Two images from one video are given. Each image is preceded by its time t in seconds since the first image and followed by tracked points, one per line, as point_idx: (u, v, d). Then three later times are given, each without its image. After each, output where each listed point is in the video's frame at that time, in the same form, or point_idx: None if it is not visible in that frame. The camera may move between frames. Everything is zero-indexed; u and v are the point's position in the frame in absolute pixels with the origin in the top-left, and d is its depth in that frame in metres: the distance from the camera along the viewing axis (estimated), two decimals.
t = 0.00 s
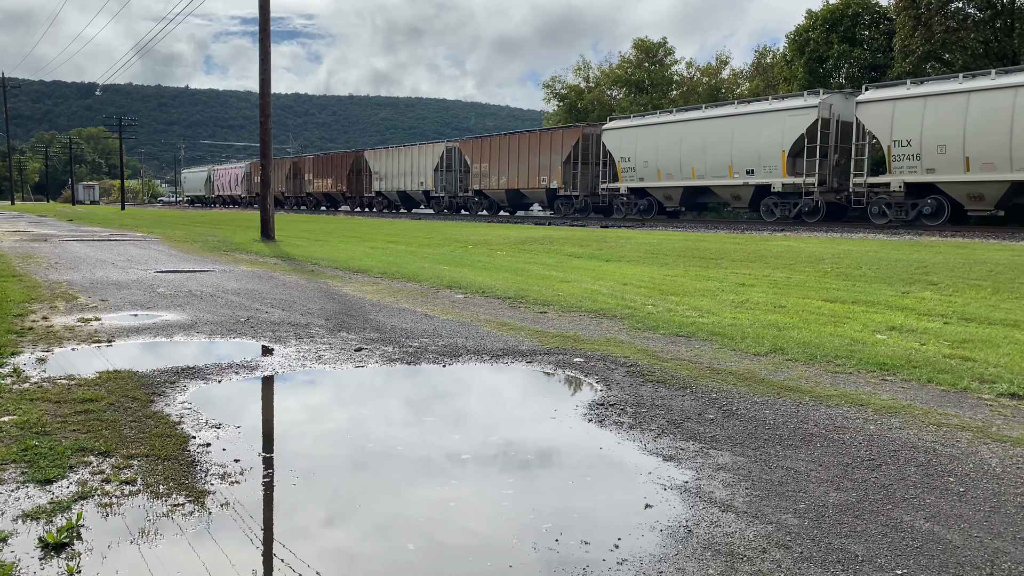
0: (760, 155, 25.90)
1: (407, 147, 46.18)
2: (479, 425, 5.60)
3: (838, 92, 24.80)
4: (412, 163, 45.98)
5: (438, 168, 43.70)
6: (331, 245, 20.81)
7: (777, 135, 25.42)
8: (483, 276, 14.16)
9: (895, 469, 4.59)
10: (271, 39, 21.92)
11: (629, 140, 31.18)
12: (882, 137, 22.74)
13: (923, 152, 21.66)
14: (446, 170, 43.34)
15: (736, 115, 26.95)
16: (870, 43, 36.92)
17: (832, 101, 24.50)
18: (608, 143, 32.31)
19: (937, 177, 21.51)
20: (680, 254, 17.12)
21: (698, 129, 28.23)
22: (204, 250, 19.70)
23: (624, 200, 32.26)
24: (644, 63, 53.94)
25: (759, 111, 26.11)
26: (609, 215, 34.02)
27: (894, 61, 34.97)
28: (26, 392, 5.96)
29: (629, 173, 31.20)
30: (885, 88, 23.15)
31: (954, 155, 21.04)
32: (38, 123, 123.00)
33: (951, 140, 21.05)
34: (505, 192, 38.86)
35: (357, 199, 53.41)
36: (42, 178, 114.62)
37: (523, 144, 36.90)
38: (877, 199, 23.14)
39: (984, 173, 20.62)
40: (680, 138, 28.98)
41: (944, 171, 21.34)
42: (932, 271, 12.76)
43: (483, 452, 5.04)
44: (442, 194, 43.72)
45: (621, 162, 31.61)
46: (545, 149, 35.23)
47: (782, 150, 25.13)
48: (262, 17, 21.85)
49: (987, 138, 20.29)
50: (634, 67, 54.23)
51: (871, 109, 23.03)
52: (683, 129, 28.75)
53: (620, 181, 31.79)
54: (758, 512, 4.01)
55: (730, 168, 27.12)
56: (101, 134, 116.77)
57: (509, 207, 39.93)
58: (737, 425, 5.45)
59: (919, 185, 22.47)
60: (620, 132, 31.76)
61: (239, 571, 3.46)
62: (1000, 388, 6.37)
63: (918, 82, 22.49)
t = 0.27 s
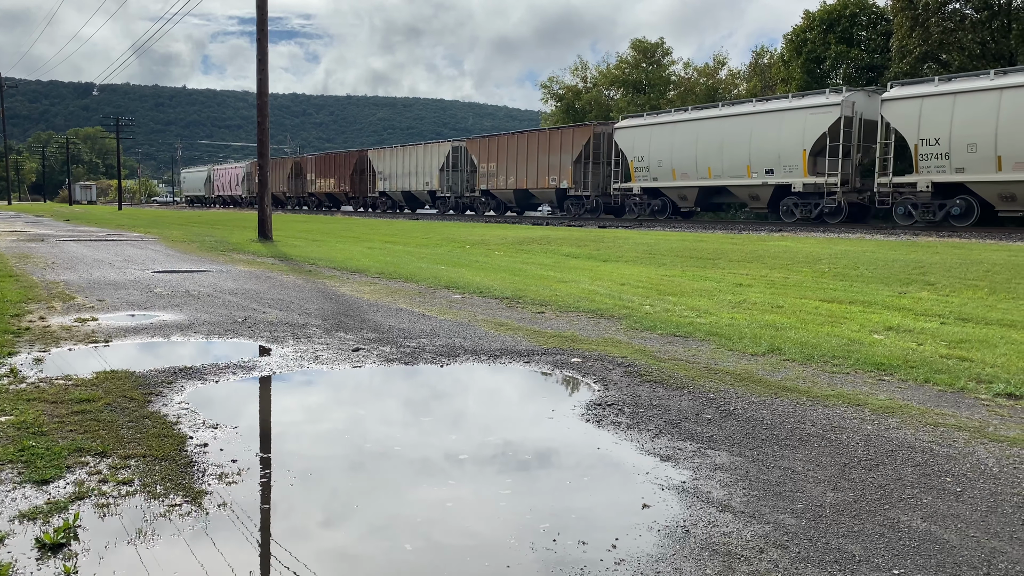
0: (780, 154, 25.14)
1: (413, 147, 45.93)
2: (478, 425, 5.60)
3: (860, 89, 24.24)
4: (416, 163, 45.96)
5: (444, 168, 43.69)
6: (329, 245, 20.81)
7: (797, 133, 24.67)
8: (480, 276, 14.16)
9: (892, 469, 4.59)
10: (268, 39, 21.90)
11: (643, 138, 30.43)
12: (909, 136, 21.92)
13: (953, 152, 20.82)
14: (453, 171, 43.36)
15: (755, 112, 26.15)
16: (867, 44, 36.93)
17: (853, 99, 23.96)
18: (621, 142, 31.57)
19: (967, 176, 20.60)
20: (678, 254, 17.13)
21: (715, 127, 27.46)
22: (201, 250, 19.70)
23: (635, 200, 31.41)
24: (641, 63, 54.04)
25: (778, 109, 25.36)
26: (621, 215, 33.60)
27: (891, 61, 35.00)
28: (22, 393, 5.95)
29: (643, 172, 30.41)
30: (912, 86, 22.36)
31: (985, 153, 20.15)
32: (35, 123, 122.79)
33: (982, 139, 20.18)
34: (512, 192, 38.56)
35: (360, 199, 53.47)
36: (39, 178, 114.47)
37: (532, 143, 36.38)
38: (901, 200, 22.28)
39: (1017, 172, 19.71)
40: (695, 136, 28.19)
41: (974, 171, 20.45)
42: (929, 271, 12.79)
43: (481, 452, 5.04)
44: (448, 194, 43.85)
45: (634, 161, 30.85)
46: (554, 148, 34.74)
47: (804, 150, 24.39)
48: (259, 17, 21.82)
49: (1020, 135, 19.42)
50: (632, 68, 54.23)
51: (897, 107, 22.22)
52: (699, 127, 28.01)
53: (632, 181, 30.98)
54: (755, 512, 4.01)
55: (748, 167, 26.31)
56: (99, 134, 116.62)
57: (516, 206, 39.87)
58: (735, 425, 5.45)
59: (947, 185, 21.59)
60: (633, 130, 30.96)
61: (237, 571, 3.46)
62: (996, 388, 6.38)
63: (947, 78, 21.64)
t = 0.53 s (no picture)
0: (800, 154, 24.54)
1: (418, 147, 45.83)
2: (476, 426, 5.60)
3: (884, 87, 23.54)
4: (421, 163, 45.88)
5: (450, 168, 43.54)
6: (326, 246, 20.81)
7: (818, 132, 24.02)
8: (476, 276, 14.18)
9: (888, 469, 4.60)
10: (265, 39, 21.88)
11: (656, 137, 29.89)
12: (937, 135, 21.34)
13: (982, 151, 20.23)
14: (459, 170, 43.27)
15: (774, 111, 25.52)
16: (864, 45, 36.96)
17: (878, 96, 23.22)
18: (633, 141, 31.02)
19: (998, 176, 20.01)
20: (674, 254, 17.14)
21: (732, 126, 26.84)
22: (198, 250, 19.70)
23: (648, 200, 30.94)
24: (638, 64, 53.83)
25: (798, 107, 24.70)
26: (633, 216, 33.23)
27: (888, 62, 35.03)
28: (18, 392, 5.94)
29: (656, 172, 29.90)
30: (940, 82, 21.71)
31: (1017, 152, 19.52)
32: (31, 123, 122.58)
33: (1014, 137, 19.56)
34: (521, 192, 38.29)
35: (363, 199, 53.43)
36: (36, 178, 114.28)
37: (541, 142, 36.15)
38: (928, 200, 21.64)
39: None
40: (711, 135, 27.65)
41: (1006, 171, 19.84)
42: (925, 271, 12.82)
43: (479, 452, 5.04)
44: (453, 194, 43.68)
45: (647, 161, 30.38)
46: (564, 148, 34.56)
47: (825, 149, 23.73)
48: (256, 17, 21.79)
49: None
50: (629, 68, 54.22)
51: (925, 104, 21.60)
52: (715, 126, 27.41)
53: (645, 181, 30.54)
54: (752, 513, 4.01)
55: (767, 167, 25.76)
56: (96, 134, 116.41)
57: (524, 207, 39.49)
58: (732, 425, 5.46)
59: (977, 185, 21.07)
60: (646, 128, 30.43)
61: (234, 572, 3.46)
62: (992, 388, 6.40)
63: (977, 76, 21.02)
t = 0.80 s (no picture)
0: (821, 153, 24.39)
1: (422, 146, 45.77)
2: (473, 426, 5.60)
3: (908, 84, 23.22)
4: (425, 163, 45.86)
5: (455, 168, 43.47)
6: (322, 246, 20.79)
7: (841, 131, 23.84)
8: (473, 276, 14.19)
9: (884, 468, 4.61)
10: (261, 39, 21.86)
11: (671, 136, 29.77)
12: (965, 133, 21.08)
13: (1015, 150, 20.02)
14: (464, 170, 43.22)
15: (793, 109, 25.38)
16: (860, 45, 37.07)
17: (902, 94, 22.90)
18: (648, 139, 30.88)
19: None
20: (671, 254, 17.16)
21: (750, 125, 26.71)
22: (194, 250, 19.67)
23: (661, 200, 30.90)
24: (635, 64, 53.90)
25: (819, 105, 24.53)
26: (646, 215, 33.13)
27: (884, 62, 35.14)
28: (12, 393, 5.93)
29: (670, 171, 29.80)
30: (967, 79, 21.43)
31: None
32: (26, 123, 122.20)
33: None
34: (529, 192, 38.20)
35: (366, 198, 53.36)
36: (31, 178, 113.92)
37: (550, 142, 36.11)
38: (955, 200, 21.36)
39: None
40: (728, 134, 27.52)
41: None
42: (921, 271, 12.87)
43: (477, 452, 5.04)
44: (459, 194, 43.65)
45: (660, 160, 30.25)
46: (574, 147, 34.49)
47: (848, 148, 23.54)
48: (253, 17, 21.77)
49: None
50: (625, 68, 54.30)
51: (953, 102, 21.33)
52: (733, 125, 27.29)
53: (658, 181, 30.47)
54: (748, 512, 4.02)
55: (786, 167, 25.64)
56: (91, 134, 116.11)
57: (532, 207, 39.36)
58: (728, 425, 5.47)
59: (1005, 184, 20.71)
60: (660, 127, 30.29)
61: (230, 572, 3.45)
62: (988, 388, 6.41)
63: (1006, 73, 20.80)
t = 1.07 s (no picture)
0: (841, 153, 24.33)
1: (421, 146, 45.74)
2: (470, 426, 5.60)
3: (933, 82, 23.00)
4: (429, 163, 45.80)
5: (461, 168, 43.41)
6: (318, 245, 20.77)
7: (864, 130, 23.79)
8: (468, 276, 14.19)
9: (877, 468, 4.62)
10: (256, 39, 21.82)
11: (687, 135, 29.75)
12: (995, 132, 21.04)
13: None
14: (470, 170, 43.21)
15: (813, 107, 25.33)
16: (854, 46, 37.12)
17: (927, 92, 22.70)
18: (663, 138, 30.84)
19: None
20: (666, 254, 17.17)
21: (771, 124, 26.68)
22: (189, 250, 19.64)
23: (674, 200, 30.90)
24: (630, 65, 53.97)
25: (840, 104, 24.45)
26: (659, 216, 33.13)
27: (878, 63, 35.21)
28: (6, 393, 5.91)
29: (684, 170, 29.81)
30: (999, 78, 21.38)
31: None
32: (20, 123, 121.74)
33: None
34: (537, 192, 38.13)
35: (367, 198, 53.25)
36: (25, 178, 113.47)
37: (559, 141, 36.03)
38: (985, 201, 21.43)
39: None
40: (745, 133, 27.50)
41: None
42: (915, 271, 12.91)
43: (473, 453, 5.04)
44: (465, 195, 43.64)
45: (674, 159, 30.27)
46: (584, 146, 34.46)
47: (871, 147, 23.46)
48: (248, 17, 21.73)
49: None
50: (621, 69, 54.36)
51: (983, 100, 21.30)
52: (752, 125, 27.27)
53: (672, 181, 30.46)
54: (742, 512, 4.03)
55: (806, 166, 25.60)
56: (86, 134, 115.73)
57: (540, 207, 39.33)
58: (723, 425, 5.47)
59: None
60: (675, 126, 30.25)
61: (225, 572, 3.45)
62: (982, 388, 6.43)
63: None
